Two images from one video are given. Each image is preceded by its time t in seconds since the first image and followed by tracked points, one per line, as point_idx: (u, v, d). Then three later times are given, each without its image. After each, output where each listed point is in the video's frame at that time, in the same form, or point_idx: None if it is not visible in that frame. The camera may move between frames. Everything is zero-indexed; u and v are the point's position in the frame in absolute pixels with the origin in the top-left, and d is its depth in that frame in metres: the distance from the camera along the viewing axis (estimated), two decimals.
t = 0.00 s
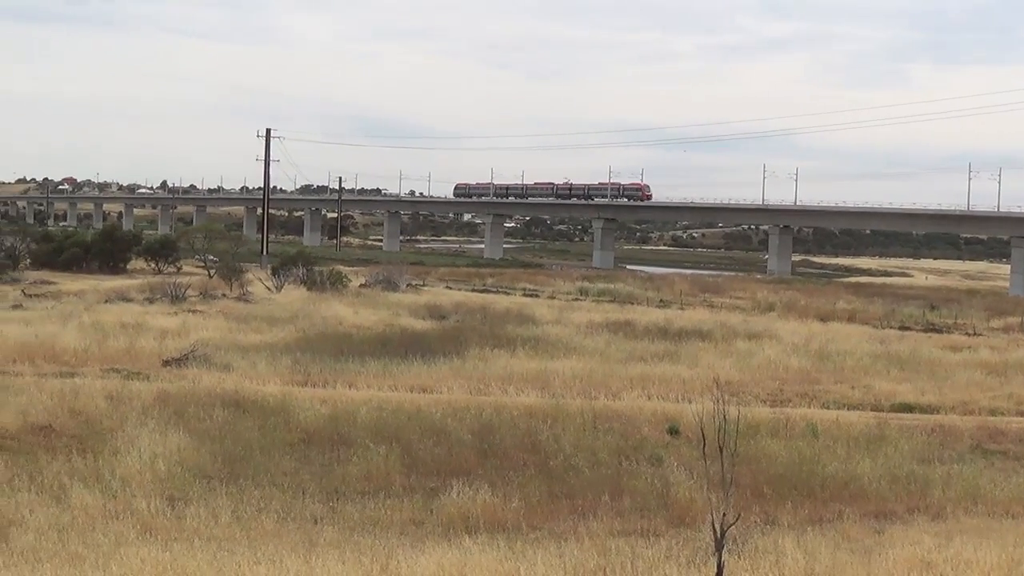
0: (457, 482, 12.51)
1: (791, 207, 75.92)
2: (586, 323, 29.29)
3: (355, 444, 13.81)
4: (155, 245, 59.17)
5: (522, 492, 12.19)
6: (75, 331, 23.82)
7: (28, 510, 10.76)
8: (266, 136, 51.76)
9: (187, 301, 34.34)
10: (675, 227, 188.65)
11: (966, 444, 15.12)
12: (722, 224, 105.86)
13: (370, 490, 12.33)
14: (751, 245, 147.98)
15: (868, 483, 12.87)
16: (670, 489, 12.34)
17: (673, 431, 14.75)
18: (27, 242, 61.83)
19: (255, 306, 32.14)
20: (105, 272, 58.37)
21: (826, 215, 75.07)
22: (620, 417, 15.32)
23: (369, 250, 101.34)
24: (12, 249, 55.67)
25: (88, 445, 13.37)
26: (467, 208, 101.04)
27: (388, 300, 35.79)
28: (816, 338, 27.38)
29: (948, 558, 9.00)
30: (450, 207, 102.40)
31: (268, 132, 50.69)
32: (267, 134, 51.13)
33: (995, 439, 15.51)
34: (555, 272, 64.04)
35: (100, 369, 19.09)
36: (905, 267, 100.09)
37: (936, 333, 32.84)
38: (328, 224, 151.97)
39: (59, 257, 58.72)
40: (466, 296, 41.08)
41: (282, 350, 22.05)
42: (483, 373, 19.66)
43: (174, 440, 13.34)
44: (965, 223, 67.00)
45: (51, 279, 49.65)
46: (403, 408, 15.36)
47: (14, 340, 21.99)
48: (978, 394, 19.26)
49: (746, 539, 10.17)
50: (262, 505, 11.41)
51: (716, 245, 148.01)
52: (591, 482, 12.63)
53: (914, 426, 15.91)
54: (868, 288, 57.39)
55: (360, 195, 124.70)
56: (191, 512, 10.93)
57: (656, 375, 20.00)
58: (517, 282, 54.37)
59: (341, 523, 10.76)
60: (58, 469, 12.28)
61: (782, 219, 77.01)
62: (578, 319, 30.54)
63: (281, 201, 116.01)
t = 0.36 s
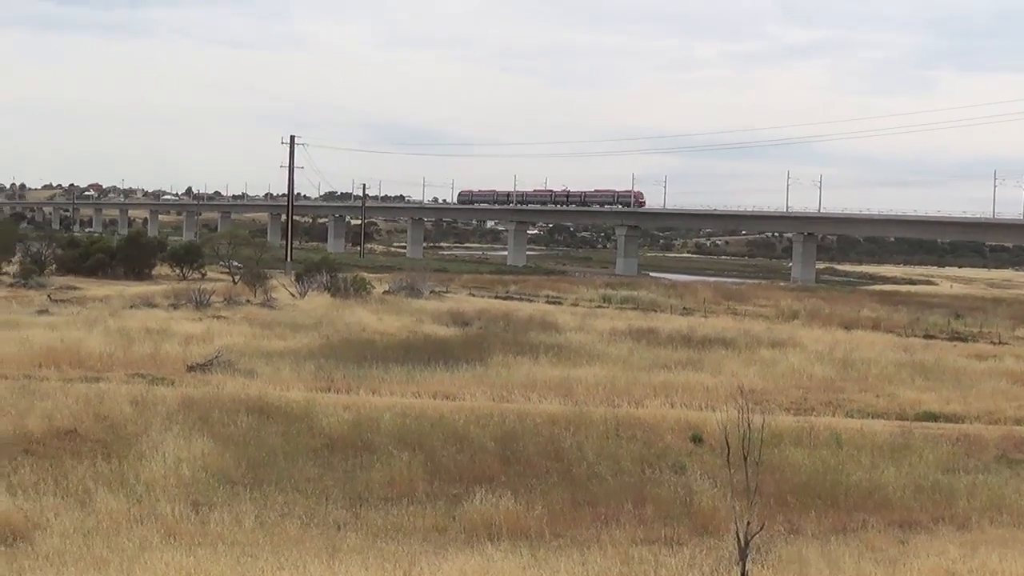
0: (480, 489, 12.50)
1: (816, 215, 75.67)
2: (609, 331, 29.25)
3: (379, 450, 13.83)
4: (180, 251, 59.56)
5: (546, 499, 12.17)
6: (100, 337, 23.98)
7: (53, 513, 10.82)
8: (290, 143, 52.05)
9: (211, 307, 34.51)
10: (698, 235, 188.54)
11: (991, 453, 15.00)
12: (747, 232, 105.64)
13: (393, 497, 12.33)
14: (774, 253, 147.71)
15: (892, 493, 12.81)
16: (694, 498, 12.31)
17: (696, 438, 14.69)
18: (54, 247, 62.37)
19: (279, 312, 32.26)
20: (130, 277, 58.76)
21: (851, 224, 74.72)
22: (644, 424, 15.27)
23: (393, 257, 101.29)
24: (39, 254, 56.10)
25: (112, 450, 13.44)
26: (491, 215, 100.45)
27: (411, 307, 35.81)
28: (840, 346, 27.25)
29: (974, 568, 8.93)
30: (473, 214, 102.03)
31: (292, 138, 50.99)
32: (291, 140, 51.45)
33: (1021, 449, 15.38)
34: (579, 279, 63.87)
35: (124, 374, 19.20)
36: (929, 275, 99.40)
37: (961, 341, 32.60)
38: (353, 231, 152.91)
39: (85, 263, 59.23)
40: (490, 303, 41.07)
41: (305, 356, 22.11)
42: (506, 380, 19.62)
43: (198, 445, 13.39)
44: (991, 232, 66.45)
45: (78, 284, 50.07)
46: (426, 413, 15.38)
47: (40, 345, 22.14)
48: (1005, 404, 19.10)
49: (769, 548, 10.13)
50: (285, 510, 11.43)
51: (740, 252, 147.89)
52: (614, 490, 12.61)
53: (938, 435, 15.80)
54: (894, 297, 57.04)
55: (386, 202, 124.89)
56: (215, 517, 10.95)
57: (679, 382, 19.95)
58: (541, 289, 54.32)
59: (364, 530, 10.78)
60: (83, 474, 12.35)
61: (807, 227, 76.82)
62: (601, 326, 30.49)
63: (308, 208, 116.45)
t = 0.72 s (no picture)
0: (514, 492, 12.46)
1: (851, 217, 75.21)
2: (643, 334, 29.22)
3: (413, 453, 13.83)
4: (216, 255, 60.05)
5: (579, 502, 12.13)
6: (136, 341, 24.17)
7: (90, 515, 10.87)
8: (325, 148, 52.51)
9: (246, 310, 34.75)
10: (730, 240, 187.87)
11: None
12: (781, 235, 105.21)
13: (427, 499, 12.30)
14: (808, 256, 146.96)
15: (928, 497, 12.70)
16: (728, 501, 12.25)
17: (730, 442, 14.62)
18: (91, 251, 63.04)
19: (313, 316, 32.43)
20: (165, 282, 59.12)
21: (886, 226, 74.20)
22: (678, 428, 15.22)
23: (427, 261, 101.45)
24: (75, 259, 56.84)
25: (149, 451, 13.52)
26: (524, 219, 99.85)
27: (444, 310, 35.87)
28: (875, 349, 27.11)
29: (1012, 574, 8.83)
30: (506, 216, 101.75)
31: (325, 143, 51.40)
32: (323, 145, 51.90)
33: None
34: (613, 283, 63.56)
35: (159, 377, 19.34)
36: (964, 279, 98.43)
37: (998, 345, 32.26)
38: (387, 236, 153.80)
39: (119, 267, 59.82)
40: (522, 306, 41.07)
41: (340, 359, 22.20)
42: (541, 384, 19.59)
43: (234, 448, 13.46)
44: None
45: (113, 288, 50.66)
46: (460, 417, 15.40)
47: (79, 348, 22.39)
48: None
49: (804, 553, 10.06)
50: (320, 513, 11.43)
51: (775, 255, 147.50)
52: (648, 493, 12.56)
53: (974, 439, 15.66)
54: (930, 299, 56.59)
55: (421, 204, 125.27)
56: (250, 519, 10.95)
57: (713, 386, 19.89)
58: (574, 292, 54.42)
59: (398, 532, 10.77)
60: (119, 476, 12.44)
61: (841, 229, 76.61)
62: (635, 330, 30.46)
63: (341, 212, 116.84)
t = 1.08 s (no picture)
0: (551, 496, 12.45)
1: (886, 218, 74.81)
2: (679, 337, 29.15)
3: (449, 458, 13.84)
4: (250, 261, 60.82)
5: (616, 507, 12.12)
6: (172, 348, 24.31)
7: (128, 522, 10.92)
8: (360, 154, 52.92)
9: (282, 316, 34.86)
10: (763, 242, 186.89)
11: None
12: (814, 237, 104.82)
13: (463, 505, 12.30)
14: (846, 257, 146.05)
15: (966, 500, 12.63)
16: (766, 505, 12.20)
17: (766, 445, 14.55)
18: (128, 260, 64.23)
19: (349, 321, 32.53)
20: (200, 288, 60.02)
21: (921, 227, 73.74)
22: (715, 430, 15.15)
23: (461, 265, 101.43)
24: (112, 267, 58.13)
25: (186, 458, 13.59)
26: (560, 223, 99.38)
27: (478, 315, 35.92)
28: (912, 351, 26.96)
29: None
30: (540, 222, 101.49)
31: (360, 149, 51.93)
32: (358, 152, 52.51)
33: None
34: (648, 287, 63.16)
35: (196, 384, 19.42)
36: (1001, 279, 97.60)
37: None
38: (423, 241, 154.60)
39: (154, 274, 60.96)
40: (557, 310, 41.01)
41: (375, 365, 22.23)
42: (576, 388, 19.52)
43: (270, 454, 13.51)
44: None
45: (149, 295, 51.20)
46: (496, 422, 15.39)
47: (117, 355, 22.57)
48: None
49: (841, 556, 10.02)
50: (356, 518, 11.44)
51: (812, 256, 147.02)
52: (685, 497, 12.53)
53: (1012, 441, 15.53)
54: (967, 301, 56.18)
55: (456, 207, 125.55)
56: (286, 525, 10.97)
57: (749, 389, 19.80)
58: (609, 296, 54.50)
59: (435, 537, 10.78)
60: (156, 483, 12.49)
61: (875, 231, 75.93)
62: (670, 333, 30.39)
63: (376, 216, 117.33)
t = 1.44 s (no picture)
0: (581, 498, 12.44)
1: (917, 221, 74.83)
2: (710, 339, 29.11)
3: (480, 458, 13.84)
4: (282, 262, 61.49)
5: (646, 508, 12.11)
6: (204, 347, 24.42)
7: (158, 521, 10.95)
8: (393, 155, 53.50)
9: (314, 317, 34.98)
10: (796, 245, 185.91)
11: None
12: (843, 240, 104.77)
13: (494, 505, 12.31)
14: (881, 258, 145.17)
15: (998, 504, 12.56)
16: (797, 508, 12.15)
17: (797, 448, 14.46)
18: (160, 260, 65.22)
19: (380, 322, 32.63)
20: (232, 288, 60.27)
21: (953, 231, 73.71)
22: (746, 433, 15.09)
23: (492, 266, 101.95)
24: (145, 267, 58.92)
25: (217, 457, 13.63)
26: (592, 223, 99.36)
27: (510, 316, 35.97)
28: (944, 354, 26.88)
29: None
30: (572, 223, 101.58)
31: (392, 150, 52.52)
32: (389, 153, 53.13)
33: None
34: (677, 288, 63.17)
35: (227, 384, 19.49)
36: None
37: None
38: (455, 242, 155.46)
39: (187, 274, 61.59)
40: (589, 312, 41.00)
41: (406, 366, 22.28)
42: (606, 390, 19.50)
43: (301, 454, 13.55)
44: None
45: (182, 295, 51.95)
46: (527, 423, 15.38)
47: (149, 355, 22.70)
48: None
49: (873, 559, 9.97)
50: (386, 518, 11.46)
51: (845, 258, 146.32)
52: (716, 499, 12.50)
53: None
54: (1001, 304, 56.00)
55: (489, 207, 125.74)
56: (317, 525, 11.00)
57: (781, 391, 19.72)
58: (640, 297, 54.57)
59: (466, 538, 10.79)
60: (187, 482, 12.54)
61: (907, 233, 75.48)
62: (702, 335, 30.35)
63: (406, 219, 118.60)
